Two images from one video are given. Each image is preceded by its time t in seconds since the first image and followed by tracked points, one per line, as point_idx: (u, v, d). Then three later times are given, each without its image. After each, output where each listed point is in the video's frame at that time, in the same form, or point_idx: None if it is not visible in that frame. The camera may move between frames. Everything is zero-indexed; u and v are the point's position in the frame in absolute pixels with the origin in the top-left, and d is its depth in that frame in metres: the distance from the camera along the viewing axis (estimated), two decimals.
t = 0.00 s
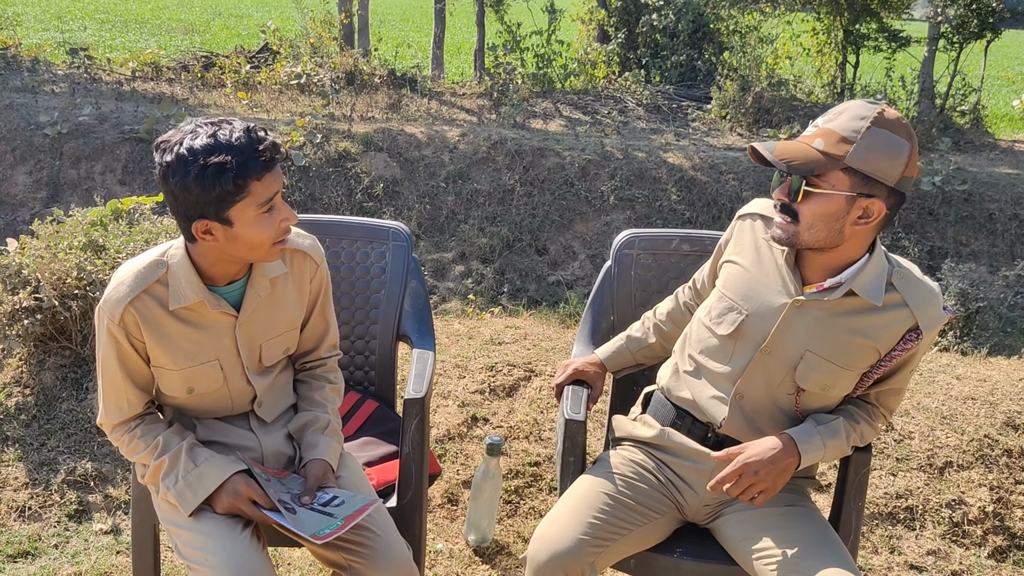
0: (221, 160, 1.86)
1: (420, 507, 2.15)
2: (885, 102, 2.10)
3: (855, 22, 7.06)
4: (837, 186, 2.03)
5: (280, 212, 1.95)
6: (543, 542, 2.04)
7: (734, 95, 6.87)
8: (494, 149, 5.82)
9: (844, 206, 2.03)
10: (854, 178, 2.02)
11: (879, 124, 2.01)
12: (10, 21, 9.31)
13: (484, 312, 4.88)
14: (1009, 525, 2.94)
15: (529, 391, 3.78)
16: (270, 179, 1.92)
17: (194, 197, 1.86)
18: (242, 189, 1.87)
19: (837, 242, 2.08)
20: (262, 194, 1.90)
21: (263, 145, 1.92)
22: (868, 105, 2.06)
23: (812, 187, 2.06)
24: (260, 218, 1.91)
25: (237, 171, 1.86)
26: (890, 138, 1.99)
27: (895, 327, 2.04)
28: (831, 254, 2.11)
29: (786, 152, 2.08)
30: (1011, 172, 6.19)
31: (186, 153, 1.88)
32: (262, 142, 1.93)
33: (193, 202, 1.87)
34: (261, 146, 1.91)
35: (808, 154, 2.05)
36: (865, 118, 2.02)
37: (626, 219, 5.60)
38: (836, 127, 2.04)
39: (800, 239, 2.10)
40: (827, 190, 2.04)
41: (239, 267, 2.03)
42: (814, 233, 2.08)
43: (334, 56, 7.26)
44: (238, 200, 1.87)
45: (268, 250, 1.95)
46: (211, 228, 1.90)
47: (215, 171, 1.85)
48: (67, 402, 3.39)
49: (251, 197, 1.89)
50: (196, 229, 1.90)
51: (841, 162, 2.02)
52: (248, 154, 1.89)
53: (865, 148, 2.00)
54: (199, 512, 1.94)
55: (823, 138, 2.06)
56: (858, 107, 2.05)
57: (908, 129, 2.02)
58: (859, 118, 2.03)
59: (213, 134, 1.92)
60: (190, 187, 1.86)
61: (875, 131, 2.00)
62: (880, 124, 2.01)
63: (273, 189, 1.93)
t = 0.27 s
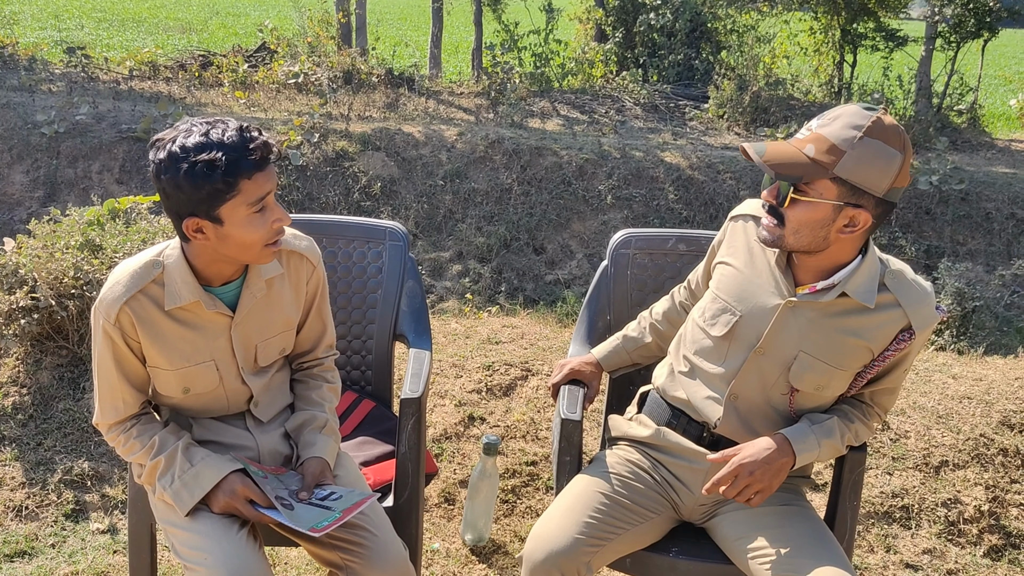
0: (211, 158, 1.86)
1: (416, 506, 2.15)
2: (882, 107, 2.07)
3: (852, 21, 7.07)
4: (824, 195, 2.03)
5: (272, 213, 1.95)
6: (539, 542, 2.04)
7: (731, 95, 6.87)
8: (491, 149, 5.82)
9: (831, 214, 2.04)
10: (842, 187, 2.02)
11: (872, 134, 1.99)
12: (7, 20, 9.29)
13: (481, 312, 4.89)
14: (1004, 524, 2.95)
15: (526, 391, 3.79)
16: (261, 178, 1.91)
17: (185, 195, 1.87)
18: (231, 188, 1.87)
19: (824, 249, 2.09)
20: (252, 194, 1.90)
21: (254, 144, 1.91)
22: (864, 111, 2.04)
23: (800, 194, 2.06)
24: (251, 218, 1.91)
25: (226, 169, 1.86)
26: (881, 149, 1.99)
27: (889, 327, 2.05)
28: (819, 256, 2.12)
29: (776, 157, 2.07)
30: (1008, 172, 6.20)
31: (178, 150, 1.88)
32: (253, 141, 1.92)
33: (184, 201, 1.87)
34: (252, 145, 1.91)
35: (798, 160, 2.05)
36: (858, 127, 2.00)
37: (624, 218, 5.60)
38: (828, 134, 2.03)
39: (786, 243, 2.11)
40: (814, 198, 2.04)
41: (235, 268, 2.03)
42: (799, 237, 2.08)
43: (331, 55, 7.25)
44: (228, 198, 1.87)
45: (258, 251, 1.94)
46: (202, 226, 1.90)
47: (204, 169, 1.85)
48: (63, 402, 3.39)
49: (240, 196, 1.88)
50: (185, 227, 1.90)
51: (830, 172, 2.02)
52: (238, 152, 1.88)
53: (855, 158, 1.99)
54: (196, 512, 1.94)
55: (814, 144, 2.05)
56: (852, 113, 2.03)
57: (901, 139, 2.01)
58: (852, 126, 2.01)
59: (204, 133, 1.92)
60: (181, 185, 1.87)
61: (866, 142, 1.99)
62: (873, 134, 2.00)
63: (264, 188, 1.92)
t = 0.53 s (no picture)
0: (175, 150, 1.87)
1: (415, 505, 2.15)
2: (877, 111, 2.06)
3: (851, 22, 7.08)
4: (819, 202, 2.03)
5: (220, 223, 1.88)
6: (538, 541, 2.04)
7: (730, 95, 6.87)
8: (490, 148, 5.82)
9: (825, 221, 2.03)
10: (837, 194, 2.01)
11: (867, 141, 1.99)
12: (5, 19, 9.27)
13: (480, 311, 4.89)
14: (1003, 524, 2.95)
15: (524, 390, 3.79)
16: (214, 185, 1.85)
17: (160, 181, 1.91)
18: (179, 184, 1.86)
19: (818, 254, 2.09)
20: (200, 198, 1.86)
21: (214, 152, 1.85)
22: (859, 116, 2.02)
23: (795, 201, 2.05)
24: (193, 220, 1.88)
25: (174, 166, 1.85)
26: (876, 155, 1.98)
27: (884, 327, 2.05)
28: (813, 260, 2.12)
29: (771, 162, 2.05)
30: (1006, 172, 6.20)
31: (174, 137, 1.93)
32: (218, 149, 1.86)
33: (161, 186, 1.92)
34: (212, 151, 1.85)
35: (792, 166, 2.04)
36: (853, 134, 1.99)
37: (622, 218, 5.60)
38: (823, 140, 2.02)
39: (782, 248, 2.10)
40: (809, 205, 2.04)
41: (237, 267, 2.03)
42: (794, 243, 2.08)
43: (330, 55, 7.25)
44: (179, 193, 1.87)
45: (202, 255, 1.92)
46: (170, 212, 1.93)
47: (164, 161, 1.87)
48: (61, 401, 3.38)
49: (188, 196, 1.86)
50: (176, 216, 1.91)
51: (825, 179, 2.01)
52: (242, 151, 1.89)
53: (849, 165, 1.99)
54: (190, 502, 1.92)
55: (808, 150, 2.04)
56: (848, 118, 2.02)
57: (896, 145, 2.00)
58: (848, 132, 2.00)
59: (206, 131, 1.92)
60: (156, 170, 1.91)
61: (861, 148, 1.98)
62: (868, 140, 1.99)
63: (215, 195, 1.86)
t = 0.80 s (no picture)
0: (205, 150, 1.88)
1: (413, 507, 2.15)
2: (874, 113, 2.06)
3: (849, 24, 7.09)
4: (816, 207, 2.03)
5: (269, 212, 1.93)
6: (537, 543, 2.04)
7: (728, 97, 6.88)
8: (488, 149, 5.82)
9: (822, 226, 2.04)
10: (834, 200, 2.02)
11: (863, 145, 1.99)
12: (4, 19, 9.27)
13: (478, 312, 4.89)
14: (1001, 527, 2.95)
15: (523, 392, 3.79)
16: (257, 175, 1.90)
17: (177, 188, 1.88)
18: (223, 182, 1.87)
19: (815, 258, 2.09)
20: (246, 190, 1.89)
21: (249, 141, 1.91)
22: (854, 120, 2.02)
23: (792, 206, 2.05)
24: (246, 214, 1.90)
25: (216, 164, 1.87)
26: (872, 160, 1.98)
27: (880, 330, 2.05)
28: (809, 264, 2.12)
29: (767, 169, 2.06)
30: (1004, 174, 6.21)
31: (175, 145, 1.91)
32: (248, 137, 1.92)
33: (177, 193, 1.89)
34: (246, 141, 1.91)
35: (788, 172, 2.04)
36: (848, 139, 1.99)
37: (621, 219, 5.61)
38: (819, 146, 2.02)
39: (779, 253, 2.10)
40: (805, 210, 2.04)
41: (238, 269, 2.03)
42: (791, 248, 2.08)
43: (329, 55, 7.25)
44: (222, 192, 1.87)
45: (256, 249, 1.92)
46: (197, 221, 1.91)
47: (195, 163, 1.87)
48: (60, 401, 3.38)
49: (234, 191, 1.88)
50: (183, 221, 1.91)
51: (821, 184, 2.01)
52: (232, 147, 1.89)
53: (845, 171, 1.99)
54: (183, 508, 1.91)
55: (804, 155, 2.04)
56: (843, 123, 2.02)
57: (892, 148, 2.00)
58: (843, 137, 2.00)
59: (206, 129, 1.94)
60: (173, 177, 1.89)
61: (857, 153, 1.98)
62: (864, 145, 1.99)
63: (260, 186, 1.91)
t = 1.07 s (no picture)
0: (214, 150, 1.86)
1: (411, 508, 2.15)
2: (873, 115, 2.05)
3: (848, 24, 7.10)
4: (815, 209, 2.03)
5: (276, 208, 1.93)
6: (535, 544, 2.04)
7: (726, 97, 6.89)
8: (487, 149, 5.82)
9: (821, 229, 2.04)
10: (833, 202, 2.02)
11: (862, 148, 1.98)
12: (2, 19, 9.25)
13: (476, 312, 4.89)
14: (998, 528, 2.96)
15: (521, 392, 3.78)
16: (263, 172, 1.91)
17: (185, 189, 1.87)
18: (233, 181, 1.86)
19: (815, 260, 2.09)
20: (255, 187, 1.89)
21: (257, 138, 1.93)
22: (853, 122, 2.02)
23: (791, 209, 2.05)
24: (256, 212, 1.90)
25: (227, 162, 1.86)
26: (871, 162, 1.98)
27: (879, 332, 2.05)
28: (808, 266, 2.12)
29: (766, 172, 2.06)
30: (1002, 175, 6.22)
31: (180, 145, 1.88)
32: (255, 134, 1.93)
33: (185, 194, 1.87)
34: (253, 138, 1.92)
35: (788, 175, 2.04)
36: (847, 141, 1.99)
37: (619, 220, 5.61)
38: (818, 149, 2.02)
39: (779, 254, 2.09)
40: (804, 212, 2.04)
41: (238, 269, 2.03)
42: (791, 250, 2.07)
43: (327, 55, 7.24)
44: (232, 191, 1.87)
45: (264, 246, 1.93)
46: (206, 222, 1.89)
47: (206, 163, 1.85)
48: (57, 401, 3.37)
49: (244, 189, 1.88)
50: (192, 223, 1.89)
51: (820, 187, 2.01)
52: (239, 145, 1.89)
53: (844, 173, 1.99)
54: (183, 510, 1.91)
55: (803, 158, 2.04)
56: (842, 125, 2.02)
57: (891, 150, 2.00)
58: (842, 139, 2.00)
59: (209, 129, 1.92)
60: (182, 178, 1.86)
61: (855, 156, 1.98)
62: (863, 147, 1.98)
63: (266, 183, 1.91)
